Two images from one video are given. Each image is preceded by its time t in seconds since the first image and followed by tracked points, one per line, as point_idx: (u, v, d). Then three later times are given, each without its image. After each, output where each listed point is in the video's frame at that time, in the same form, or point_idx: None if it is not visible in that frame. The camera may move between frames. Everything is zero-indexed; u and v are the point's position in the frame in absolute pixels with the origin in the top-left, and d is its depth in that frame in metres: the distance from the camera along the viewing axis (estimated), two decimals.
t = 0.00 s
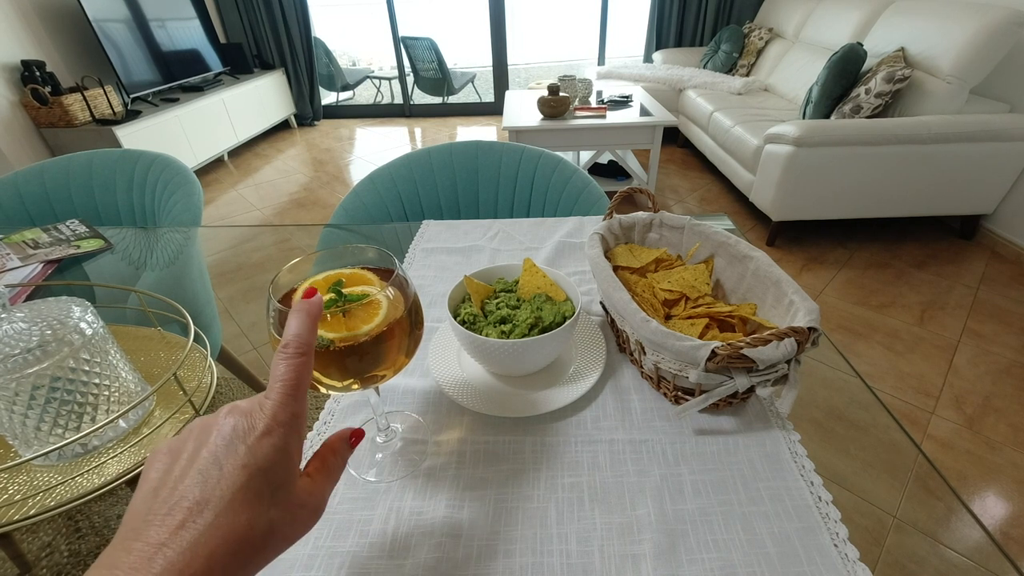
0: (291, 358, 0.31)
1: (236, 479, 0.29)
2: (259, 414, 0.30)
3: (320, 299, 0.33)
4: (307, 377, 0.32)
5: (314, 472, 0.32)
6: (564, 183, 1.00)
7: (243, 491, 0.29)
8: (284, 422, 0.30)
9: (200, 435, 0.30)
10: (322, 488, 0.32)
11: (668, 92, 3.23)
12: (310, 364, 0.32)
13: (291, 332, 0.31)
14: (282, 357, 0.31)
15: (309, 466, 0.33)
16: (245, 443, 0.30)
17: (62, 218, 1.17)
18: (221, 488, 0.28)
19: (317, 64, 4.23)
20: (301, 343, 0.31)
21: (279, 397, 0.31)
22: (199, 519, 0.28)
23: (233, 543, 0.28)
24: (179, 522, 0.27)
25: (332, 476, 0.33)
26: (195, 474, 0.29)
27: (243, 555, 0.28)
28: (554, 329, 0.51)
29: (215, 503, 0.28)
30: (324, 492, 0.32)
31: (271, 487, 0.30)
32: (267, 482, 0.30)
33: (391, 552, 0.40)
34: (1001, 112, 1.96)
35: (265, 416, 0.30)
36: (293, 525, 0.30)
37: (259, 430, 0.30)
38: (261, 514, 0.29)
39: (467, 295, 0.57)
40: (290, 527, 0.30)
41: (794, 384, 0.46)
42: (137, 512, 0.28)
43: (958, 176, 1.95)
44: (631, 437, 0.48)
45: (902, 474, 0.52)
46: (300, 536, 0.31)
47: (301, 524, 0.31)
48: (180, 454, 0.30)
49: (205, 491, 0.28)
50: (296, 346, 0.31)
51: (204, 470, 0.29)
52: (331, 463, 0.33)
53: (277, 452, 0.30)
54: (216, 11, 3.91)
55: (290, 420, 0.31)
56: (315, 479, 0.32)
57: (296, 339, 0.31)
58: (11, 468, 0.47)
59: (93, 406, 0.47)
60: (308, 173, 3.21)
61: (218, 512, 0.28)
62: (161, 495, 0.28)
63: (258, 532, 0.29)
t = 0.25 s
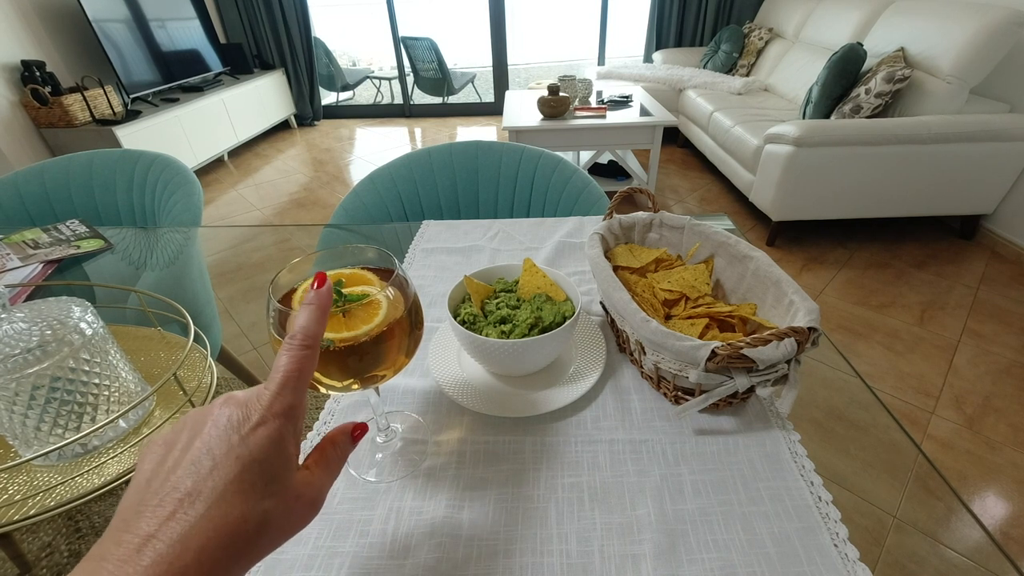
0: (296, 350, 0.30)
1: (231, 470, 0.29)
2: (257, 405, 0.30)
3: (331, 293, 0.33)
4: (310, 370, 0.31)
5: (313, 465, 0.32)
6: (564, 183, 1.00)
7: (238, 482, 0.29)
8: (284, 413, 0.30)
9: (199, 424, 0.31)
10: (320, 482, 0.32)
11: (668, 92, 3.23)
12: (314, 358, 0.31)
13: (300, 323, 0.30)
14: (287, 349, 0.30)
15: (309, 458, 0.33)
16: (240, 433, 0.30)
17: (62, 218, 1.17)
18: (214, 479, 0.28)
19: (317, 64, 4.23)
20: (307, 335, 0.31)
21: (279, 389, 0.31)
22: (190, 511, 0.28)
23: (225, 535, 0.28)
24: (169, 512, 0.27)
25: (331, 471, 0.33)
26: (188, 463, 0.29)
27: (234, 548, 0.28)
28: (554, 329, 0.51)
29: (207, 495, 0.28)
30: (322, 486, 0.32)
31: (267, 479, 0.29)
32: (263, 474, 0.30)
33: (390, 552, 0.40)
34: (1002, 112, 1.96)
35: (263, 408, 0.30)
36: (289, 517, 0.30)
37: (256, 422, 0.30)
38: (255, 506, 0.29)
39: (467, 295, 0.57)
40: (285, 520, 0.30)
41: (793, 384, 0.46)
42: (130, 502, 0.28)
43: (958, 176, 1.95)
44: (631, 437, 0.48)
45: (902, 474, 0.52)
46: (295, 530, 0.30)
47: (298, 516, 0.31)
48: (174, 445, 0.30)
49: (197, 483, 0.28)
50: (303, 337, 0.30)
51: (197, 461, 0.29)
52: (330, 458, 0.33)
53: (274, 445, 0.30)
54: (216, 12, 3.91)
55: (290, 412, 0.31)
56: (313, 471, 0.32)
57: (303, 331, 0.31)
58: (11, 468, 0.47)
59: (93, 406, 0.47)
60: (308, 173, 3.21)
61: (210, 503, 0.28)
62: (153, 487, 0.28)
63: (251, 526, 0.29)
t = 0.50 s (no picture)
0: (304, 356, 0.31)
1: (236, 472, 0.29)
2: (264, 409, 0.31)
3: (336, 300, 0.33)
4: (317, 376, 0.32)
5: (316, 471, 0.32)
6: (564, 183, 1.00)
7: (244, 484, 0.29)
8: (291, 419, 0.31)
9: (206, 425, 0.31)
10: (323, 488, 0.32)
11: (668, 92, 3.23)
12: (321, 364, 0.32)
13: (306, 330, 0.31)
14: (295, 356, 0.31)
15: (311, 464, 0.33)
16: (247, 436, 0.30)
17: (62, 218, 1.17)
18: (221, 481, 0.29)
19: (317, 64, 4.23)
20: (314, 342, 0.31)
21: (286, 394, 0.31)
22: (196, 511, 0.28)
23: (231, 537, 0.28)
24: (177, 513, 0.27)
25: (334, 478, 0.33)
26: (195, 466, 0.29)
27: (240, 550, 0.28)
28: (554, 329, 0.51)
29: (213, 497, 0.28)
30: (324, 492, 0.32)
31: (272, 483, 0.30)
32: (269, 478, 0.30)
33: (391, 552, 0.40)
34: (1001, 112, 1.96)
35: (269, 412, 0.31)
36: (292, 522, 0.30)
37: (262, 425, 0.30)
38: (261, 509, 0.29)
39: (467, 295, 0.57)
40: (288, 524, 0.30)
41: (793, 384, 0.46)
42: (135, 503, 0.28)
43: (958, 176, 1.95)
44: (631, 437, 0.48)
45: (902, 474, 0.52)
46: (298, 535, 0.30)
47: (299, 522, 0.30)
48: (180, 448, 0.30)
49: (203, 484, 0.28)
50: (311, 344, 0.31)
51: (203, 463, 0.29)
52: (333, 465, 0.33)
53: (279, 449, 0.30)
54: (216, 12, 3.91)
55: (296, 418, 0.31)
56: (315, 478, 0.32)
57: (310, 338, 0.31)
58: (11, 468, 0.47)
59: (93, 406, 0.47)
60: (308, 173, 3.21)
61: (216, 505, 0.28)
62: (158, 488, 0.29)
63: (256, 528, 0.29)
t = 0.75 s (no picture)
0: (304, 363, 0.29)
1: (227, 493, 0.28)
2: (259, 422, 0.29)
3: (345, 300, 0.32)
4: (318, 386, 0.30)
5: (316, 483, 0.31)
6: (565, 183, 1.00)
7: (236, 504, 0.28)
8: (284, 438, 0.29)
9: (201, 438, 0.30)
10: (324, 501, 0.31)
11: (668, 92, 3.23)
12: (324, 372, 0.30)
13: (310, 334, 0.29)
14: (296, 362, 0.29)
15: (311, 475, 0.31)
16: (240, 454, 0.29)
17: (62, 218, 1.17)
18: (211, 502, 0.28)
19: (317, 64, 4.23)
20: (316, 348, 0.30)
21: (282, 408, 0.29)
22: (186, 536, 0.28)
23: (224, 558, 0.27)
24: (166, 538, 0.27)
25: (335, 489, 0.31)
26: (187, 485, 0.29)
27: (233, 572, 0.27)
28: (554, 329, 0.51)
29: (205, 519, 0.28)
30: (324, 506, 0.31)
31: (268, 502, 0.29)
32: (264, 496, 0.29)
33: (391, 551, 0.40)
34: (1001, 112, 1.96)
35: (264, 427, 0.29)
36: (290, 540, 0.29)
37: (256, 442, 0.29)
38: (255, 531, 0.28)
39: (467, 295, 0.57)
40: (285, 542, 0.29)
41: (793, 385, 0.46)
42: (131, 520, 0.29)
43: (958, 176, 1.95)
44: (631, 437, 0.48)
45: (901, 474, 0.52)
46: (297, 553, 0.29)
47: (297, 540, 0.29)
48: (175, 461, 0.30)
49: (194, 506, 0.28)
50: (312, 350, 0.29)
51: (195, 482, 0.29)
52: (334, 475, 0.32)
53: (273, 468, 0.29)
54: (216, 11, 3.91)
55: (290, 437, 0.29)
56: (316, 490, 0.31)
57: (312, 343, 0.30)
58: (11, 468, 0.47)
59: (93, 406, 0.47)
60: (308, 173, 3.21)
61: (208, 527, 0.27)
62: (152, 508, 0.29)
63: (250, 549, 0.28)
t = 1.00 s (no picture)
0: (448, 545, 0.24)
1: None
2: None
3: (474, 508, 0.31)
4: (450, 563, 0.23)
5: None
6: (565, 183, 1.00)
7: None
8: None
9: None
10: None
11: (668, 92, 3.22)
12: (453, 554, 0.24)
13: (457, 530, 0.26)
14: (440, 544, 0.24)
15: None
16: None
17: (62, 218, 1.17)
18: None
19: (317, 64, 4.23)
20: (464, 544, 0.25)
21: None
22: None
23: None
24: None
25: None
26: None
27: None
28: (554, 329, 0.51)
29: None
30: None
31: None
32: None
33: (392, 551, 0.40)
34: (1001, 112, 1.96)
35: None
36: None
37: None
38: None
39: (467, 295, 0.57)
40: None
41: (793, 384, 0.46)
42: None
43: (958, 176, 1.95)
44: (631, 437, 0.48)
45: (902, 474, 0.52)
46: None
47: None
48: None
49: None
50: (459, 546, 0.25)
51: None
52: None
53: None
54: (216, 11, 3.91)
55: None
56: None
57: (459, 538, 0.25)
58: (11, 468, 0.47)
59: (93, 406, 0.47)
60: (308, 173, 3.21)
61: None
62: None
63: None
